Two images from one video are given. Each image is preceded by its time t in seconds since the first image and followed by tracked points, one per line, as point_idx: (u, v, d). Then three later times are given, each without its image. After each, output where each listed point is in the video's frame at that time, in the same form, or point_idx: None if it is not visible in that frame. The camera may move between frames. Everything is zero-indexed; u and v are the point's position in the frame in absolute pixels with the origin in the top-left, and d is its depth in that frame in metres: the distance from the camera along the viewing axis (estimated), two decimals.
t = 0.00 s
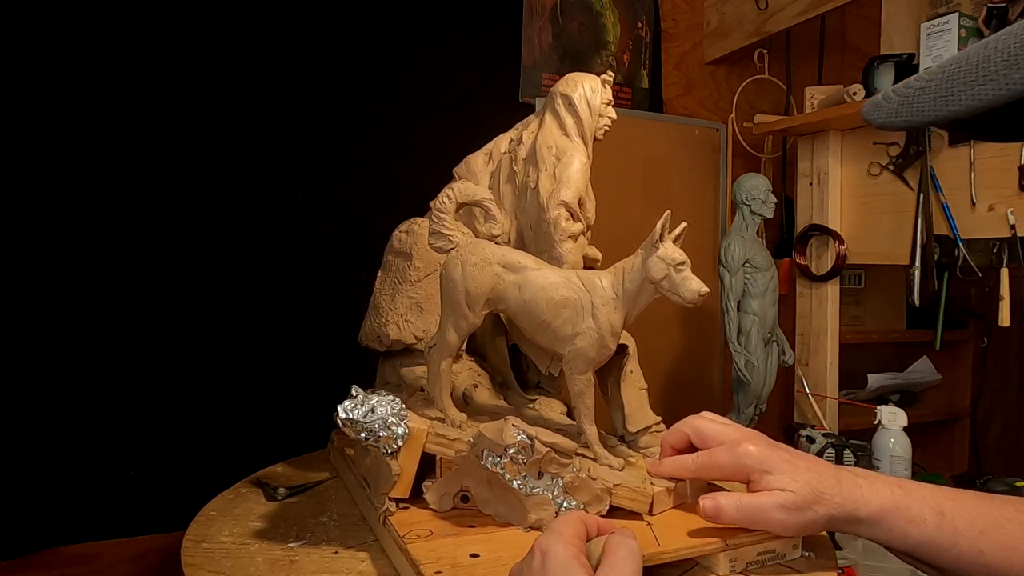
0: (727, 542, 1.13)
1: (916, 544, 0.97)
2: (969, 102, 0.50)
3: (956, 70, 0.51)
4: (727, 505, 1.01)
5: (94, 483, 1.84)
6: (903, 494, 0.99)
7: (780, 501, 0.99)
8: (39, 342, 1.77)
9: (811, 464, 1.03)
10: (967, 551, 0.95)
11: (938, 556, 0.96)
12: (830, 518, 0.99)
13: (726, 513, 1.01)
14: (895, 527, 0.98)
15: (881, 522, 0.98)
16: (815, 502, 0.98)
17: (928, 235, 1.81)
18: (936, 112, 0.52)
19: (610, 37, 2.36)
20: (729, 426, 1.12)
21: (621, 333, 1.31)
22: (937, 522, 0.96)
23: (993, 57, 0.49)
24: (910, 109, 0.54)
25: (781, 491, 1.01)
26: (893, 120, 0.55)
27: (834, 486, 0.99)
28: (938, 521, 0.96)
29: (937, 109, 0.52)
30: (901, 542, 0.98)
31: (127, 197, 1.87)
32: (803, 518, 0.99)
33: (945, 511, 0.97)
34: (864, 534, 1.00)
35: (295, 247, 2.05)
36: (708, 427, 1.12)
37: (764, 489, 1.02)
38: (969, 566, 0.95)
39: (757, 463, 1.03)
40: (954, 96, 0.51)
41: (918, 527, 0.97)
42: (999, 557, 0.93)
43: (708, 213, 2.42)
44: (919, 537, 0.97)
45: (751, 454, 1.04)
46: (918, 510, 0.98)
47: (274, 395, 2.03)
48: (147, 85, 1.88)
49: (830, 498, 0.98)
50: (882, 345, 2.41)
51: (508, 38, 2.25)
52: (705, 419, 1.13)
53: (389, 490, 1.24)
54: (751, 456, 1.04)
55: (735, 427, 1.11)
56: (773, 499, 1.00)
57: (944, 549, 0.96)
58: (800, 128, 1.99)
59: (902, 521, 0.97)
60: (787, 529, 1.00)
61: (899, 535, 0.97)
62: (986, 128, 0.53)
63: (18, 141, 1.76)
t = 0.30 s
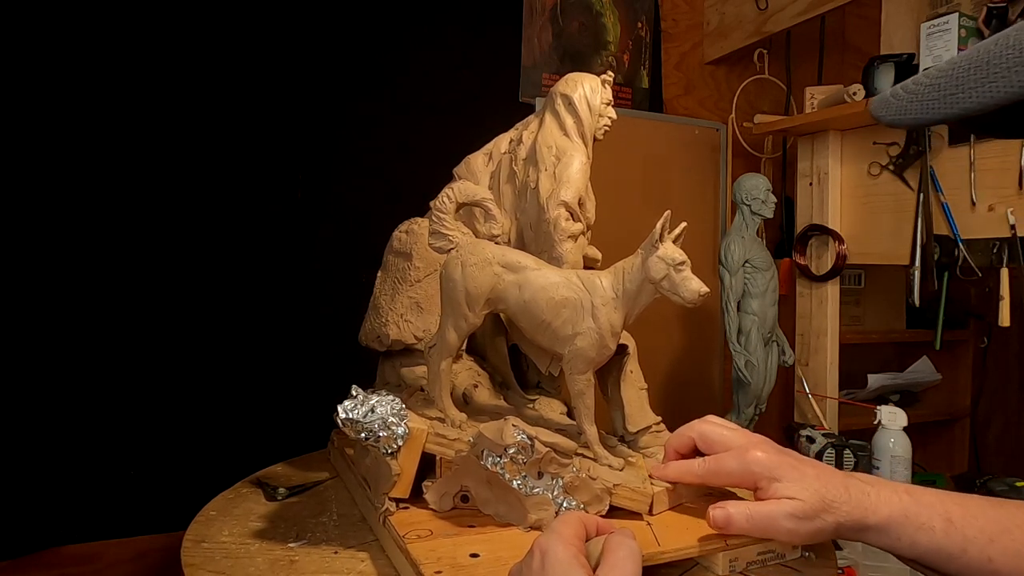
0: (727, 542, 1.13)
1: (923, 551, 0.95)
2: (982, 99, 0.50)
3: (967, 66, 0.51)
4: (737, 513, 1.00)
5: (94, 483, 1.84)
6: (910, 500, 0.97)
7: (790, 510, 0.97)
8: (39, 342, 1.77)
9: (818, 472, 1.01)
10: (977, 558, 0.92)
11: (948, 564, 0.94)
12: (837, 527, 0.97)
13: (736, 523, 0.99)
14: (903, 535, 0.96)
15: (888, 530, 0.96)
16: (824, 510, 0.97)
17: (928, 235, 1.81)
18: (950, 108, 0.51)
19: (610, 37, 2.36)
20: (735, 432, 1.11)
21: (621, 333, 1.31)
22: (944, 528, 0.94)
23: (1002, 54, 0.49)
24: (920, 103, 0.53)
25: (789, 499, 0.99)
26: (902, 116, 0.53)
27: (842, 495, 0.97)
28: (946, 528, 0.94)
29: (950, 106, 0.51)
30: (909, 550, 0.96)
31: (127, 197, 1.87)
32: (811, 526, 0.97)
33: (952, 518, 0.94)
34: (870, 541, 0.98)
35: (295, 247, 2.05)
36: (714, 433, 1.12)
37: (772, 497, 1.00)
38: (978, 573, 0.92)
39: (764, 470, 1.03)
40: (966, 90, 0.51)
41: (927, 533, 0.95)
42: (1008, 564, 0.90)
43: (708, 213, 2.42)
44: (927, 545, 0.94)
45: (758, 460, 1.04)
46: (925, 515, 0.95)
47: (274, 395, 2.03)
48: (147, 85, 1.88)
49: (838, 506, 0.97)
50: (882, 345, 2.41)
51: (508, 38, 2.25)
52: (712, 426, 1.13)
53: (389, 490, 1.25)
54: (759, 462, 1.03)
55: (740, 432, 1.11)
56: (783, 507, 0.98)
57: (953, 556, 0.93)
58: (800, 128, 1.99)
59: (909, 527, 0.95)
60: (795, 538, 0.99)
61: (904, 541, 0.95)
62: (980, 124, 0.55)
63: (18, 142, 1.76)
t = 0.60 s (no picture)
0: (727, 542, 1.13)
1: (925, 557, 0.97)
2: (992, 98, 0.49)
3: (975, 65, 0.50)
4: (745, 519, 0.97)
5: (94, 483, 1.84)
6: (912, 506, 0.98)
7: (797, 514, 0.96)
8: (39, 342, 1.78)
9: (824, 478, 1.00)
10: (979, 563, 0.95)
11: (949, 568, 0.96)
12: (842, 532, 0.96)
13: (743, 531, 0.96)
14: (906, 542, 0.97)
15: (891, 536, 0.97)
16: (830, 516, 0.96)
17: (928, 235, 1.81)
18: (957, 108, 0.51)
19: (610, 37, 2.36)
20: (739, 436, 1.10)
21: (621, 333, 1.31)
22: (946, 534, 0.96)
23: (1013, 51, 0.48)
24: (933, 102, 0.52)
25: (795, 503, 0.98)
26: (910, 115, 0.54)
27: (847, 501, 0.97)
28: (947, 533, 0.96)
29: (956, 106, 0.51)
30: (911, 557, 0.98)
31: (127, 197, 1.87)
32: (817, 532, 0.96)
33: (953, 523, 0.97)
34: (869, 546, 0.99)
35: (295, 247, 2.05)
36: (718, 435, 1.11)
37: (778, 502, 0.99)
38: None
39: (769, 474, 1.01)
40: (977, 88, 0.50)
41: (929, 539, 0.96)
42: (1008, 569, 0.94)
43: (709, 213, 2.42)
44: (930, 550, 0.96)
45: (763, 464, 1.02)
46: (927, 521, 0.97)
47: (274, 394, 2.03)
48: (147, 85, 1.88)
49: (843, 513, 0.96)
50: (882, 345, 2.41)
51: (508, 39, 2.25)
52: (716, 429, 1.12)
53: (389, 490, 1.24)
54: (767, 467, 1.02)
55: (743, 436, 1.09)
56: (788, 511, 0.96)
57: (956, 562, 0.95)
58: (800, 128, 1.99)
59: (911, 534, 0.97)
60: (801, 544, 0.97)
61: (905, 549, 0.97)
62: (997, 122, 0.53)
63: (18, 142, 1.76)
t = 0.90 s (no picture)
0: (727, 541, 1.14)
1: (926, 558, 0.96)
2: (1006, 98, 0.44)
3: (986, 63, 0.45)
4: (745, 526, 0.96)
5: (94, 483, 1.84)
6: (912, 507, 0.98)
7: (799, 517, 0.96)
8: (39, 342, 1.78)
9: (823, 479, 1.01)
10: (978, 564, 0.94)
11: (950, 569, 0.96)
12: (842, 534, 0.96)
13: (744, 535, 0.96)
14: (906, 543, 0.97)
15: (891, 537, 0.97)
16: (830, 519, 0.96)
17: (928, 235, 1.81)
18: (969, 108, 0.46)
19: (610, 37, 2.36)
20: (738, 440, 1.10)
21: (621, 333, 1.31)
22: (947, 534, 0.96)
23: None
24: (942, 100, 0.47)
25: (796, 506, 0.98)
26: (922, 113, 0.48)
27: (847, 502, 0.97)
28: (948, 533, 0.96)
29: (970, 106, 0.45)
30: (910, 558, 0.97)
31: (127, 197, 1.87)
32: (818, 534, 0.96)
33: (954, 523, 0.96)
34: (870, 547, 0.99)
35: (295, 247, 2.05)
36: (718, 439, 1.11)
37: (778, 504, 0.99)
38: None
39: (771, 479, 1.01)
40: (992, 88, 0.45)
41: (929, 540, 0.96)
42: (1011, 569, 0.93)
43: (709, 213, 2.42)
44: (930, 551, 0.96)
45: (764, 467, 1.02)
46: (927, 522, 0.97)
47: (274, 394, 2.03)
48: (146, 85, 1.88)
49: (843, 515, 0.96)
50: (882, 345, 2.41)
51: (508, 39, 2.25)
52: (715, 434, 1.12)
53: (389, 490, 1.25)
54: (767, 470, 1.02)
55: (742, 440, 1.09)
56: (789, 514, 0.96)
57: (956, 562, 0.95)
58: (800, 128, 2.00)
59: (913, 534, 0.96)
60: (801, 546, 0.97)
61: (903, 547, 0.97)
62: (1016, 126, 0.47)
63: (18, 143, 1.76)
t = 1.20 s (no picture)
0: (725, 541, 1.13)
1: (928, 553, 0.97)
2: None
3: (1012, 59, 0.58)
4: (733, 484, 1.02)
5: (94, 483, 1.84)
6: (922, 504, 0.99)
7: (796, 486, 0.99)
8: (39, 342, 1.78)
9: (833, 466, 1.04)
10: (984, 563, 0.95)
11: (954, 566, 0.96)
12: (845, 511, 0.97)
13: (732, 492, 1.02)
14: (913, 536, 0.97)
15: (896, 528, 0.97)
16: (828, 493, 0.98)
17: (928, 235, 1.81)
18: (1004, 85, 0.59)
19: (610, 37, 2.36)
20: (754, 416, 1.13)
21: (620, 332, 1.31)
22: (954, 530, 0.96)
23: None
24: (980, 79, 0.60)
25: (799, 478, 1.01)
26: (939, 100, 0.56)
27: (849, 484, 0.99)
28: (955, 529, 0.96)
29: (979, 91, 0.54)
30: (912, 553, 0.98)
31: (127, 197, 1.87)
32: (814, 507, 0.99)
33: (962, 521, 0.97)
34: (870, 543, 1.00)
35: (294, 247, 2.05)
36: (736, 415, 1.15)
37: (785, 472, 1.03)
38: None
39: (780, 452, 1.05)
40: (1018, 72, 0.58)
41: (933, 534, 0.97)
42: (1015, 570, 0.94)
43: (709, 213, 2.42)
44: (936, 545, 0.96)
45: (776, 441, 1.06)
46: (934, 518, 0.98)
47: (275, 394, 2.04)
48: (146, 85, 1.88)
49: (843, 495, 0.98)
50: (882, 345, 2.41)
51: (508, 39, 2.25)
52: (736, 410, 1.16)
53: (388, 490, 1.25)
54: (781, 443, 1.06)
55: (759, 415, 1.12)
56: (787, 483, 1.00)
57: (961, 559, 0.95)
58: (800, 128, 2.00)
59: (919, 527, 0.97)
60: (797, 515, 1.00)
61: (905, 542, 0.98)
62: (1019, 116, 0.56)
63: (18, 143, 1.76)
